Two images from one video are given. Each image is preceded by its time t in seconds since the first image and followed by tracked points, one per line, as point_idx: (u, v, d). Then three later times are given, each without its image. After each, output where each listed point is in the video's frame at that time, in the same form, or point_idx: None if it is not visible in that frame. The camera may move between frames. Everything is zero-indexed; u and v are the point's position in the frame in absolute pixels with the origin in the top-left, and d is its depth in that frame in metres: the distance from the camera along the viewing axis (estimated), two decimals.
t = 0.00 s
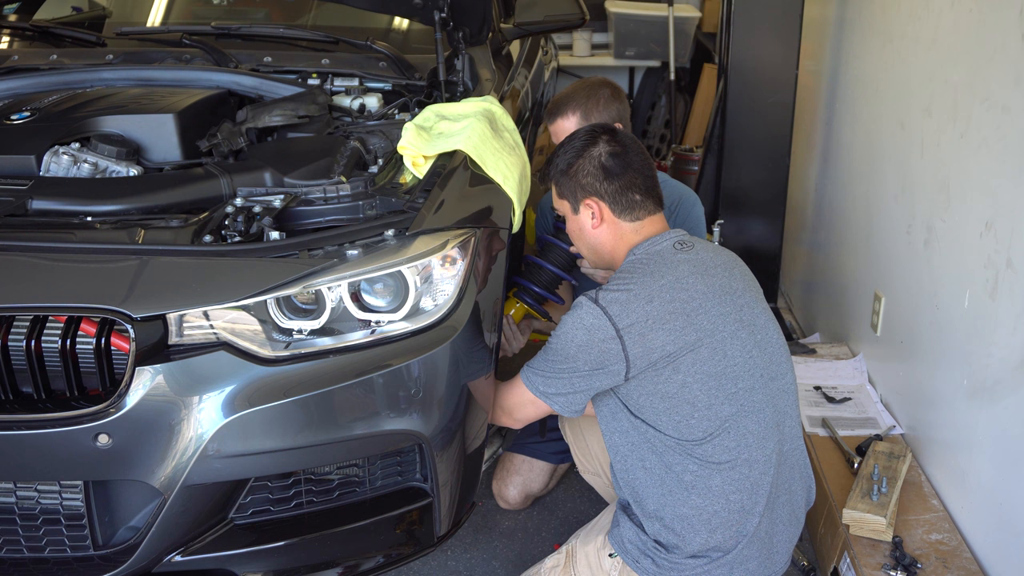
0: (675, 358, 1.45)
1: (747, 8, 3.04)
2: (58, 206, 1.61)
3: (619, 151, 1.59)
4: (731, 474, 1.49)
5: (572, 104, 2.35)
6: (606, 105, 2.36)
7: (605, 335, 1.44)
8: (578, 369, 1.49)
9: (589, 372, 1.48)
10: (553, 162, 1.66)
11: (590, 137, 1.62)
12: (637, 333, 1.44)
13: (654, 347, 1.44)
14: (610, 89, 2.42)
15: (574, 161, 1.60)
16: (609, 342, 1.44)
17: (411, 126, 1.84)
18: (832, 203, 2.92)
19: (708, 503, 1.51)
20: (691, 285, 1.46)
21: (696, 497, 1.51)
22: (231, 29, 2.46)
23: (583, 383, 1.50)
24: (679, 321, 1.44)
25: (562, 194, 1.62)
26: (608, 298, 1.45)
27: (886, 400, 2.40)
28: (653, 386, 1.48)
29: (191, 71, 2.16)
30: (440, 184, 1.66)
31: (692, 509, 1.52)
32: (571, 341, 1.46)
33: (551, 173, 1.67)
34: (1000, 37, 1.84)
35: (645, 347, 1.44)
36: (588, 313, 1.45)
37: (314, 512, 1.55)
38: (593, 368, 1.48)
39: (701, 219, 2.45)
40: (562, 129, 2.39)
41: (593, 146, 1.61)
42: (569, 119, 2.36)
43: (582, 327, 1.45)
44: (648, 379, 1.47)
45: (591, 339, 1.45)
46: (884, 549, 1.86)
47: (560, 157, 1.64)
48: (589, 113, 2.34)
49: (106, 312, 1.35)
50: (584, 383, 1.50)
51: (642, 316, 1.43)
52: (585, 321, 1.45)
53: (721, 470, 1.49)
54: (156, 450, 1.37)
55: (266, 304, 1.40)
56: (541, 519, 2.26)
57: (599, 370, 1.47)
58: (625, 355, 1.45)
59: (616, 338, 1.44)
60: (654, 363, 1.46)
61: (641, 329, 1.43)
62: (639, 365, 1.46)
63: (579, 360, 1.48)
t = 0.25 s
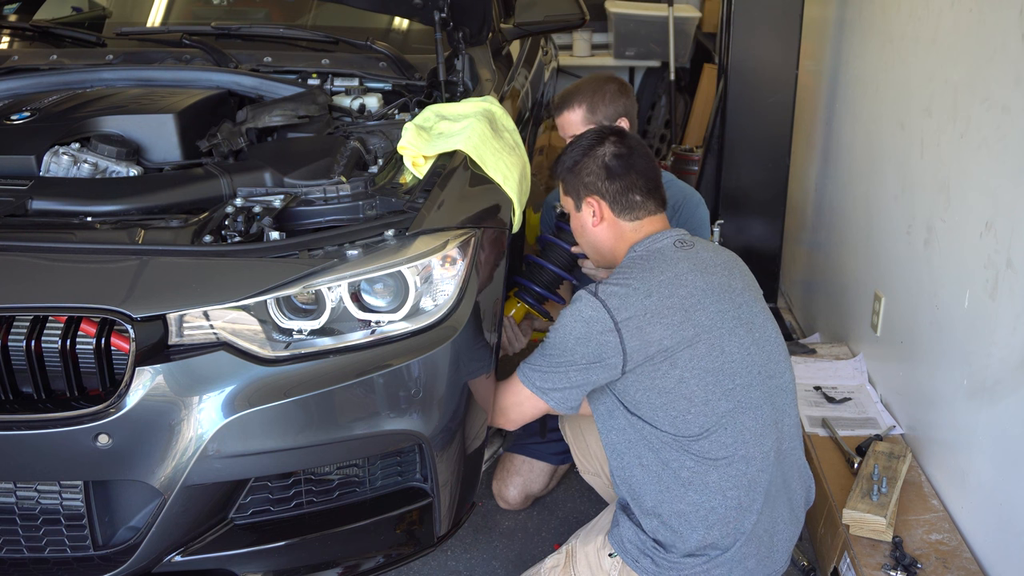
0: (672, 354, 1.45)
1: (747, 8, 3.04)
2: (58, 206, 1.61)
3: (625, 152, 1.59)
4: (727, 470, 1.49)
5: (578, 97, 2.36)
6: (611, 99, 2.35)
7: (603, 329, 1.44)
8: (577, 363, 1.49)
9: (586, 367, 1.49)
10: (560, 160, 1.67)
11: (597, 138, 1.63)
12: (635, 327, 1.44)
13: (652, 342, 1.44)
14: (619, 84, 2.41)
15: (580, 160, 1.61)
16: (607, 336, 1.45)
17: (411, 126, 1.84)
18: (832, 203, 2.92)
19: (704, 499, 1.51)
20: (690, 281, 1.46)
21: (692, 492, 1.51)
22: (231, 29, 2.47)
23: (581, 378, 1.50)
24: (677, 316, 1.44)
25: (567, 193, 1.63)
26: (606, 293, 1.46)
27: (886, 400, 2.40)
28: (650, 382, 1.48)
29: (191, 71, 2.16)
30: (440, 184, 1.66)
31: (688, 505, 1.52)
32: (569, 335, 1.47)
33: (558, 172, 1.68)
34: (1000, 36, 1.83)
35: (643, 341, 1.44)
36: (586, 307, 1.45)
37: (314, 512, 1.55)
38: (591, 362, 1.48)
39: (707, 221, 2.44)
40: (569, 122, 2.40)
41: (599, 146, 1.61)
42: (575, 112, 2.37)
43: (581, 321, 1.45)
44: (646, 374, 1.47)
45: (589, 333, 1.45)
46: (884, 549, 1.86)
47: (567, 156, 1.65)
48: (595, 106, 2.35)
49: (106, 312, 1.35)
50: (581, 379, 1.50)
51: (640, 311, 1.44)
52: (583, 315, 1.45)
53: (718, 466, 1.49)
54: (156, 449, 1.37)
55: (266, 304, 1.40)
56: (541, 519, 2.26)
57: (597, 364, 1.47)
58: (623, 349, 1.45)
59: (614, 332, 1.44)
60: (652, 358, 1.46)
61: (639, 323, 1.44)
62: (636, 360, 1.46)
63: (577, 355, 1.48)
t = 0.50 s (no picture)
0: (663, 343, 1.45)
1: (747, 8, 3.04)
2: (59, 206, 1.61)
3: (631, 155, 1.59)
4: (717, 460, 1.49)
5: (582, 92, 2.36)
6: (615, 95, 2.35)
7: (594, 318, 1.46)
8: (569, 353, 1.49)
9: (579, 357, 1.49)
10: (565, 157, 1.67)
11: (604, 139, 1.63)
12: (626, 316, 1.45)
13: (642, 330, 1.45)
14: (624, 83, 2.41)
15: (585, 160, 1.61)
16: (599, 324, 1.46)
17: (411, 126, 1.84)
18: (832, 203, 2.92)
19: (695, 490, 1.51)
20: (682, 273, 1.48)
21: (683, 484, 1.51)
22: (230, 29, 2.47)
23: (575, 370, 1.50)
24: (667, 306, 1.45)
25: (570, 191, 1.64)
26: (599, 284, 1.47)
27: (886, 400, 2.40)
28: (642, 372, 1.48)
29: (191, 71, 2.16)
30: (440, 184, 1.67)
31: (680, 496, 1.52)
32: (563, 326, 1.48)
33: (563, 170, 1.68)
34: (1000, 36, 1.83)
35: (634, 329, 1.45)
36: (579, 297, 1.47)
37: (314, 512, 1.55)
38: (584, 353, 1.48)
39: (709, 220, 2.43)
40: (572, 118, 2.39)
41: (606, 147, 1.61)
42: (579, 107, 2.37)
43: (574, 311, 1.47)
44: (638, 364, 1.48)
45: (581, 322, 1.47)
46: (884, 549, 1.86)
47: (572, 154, 1.65)
48: (598, 101, 2.34)
49: (106, 312, 1.35)
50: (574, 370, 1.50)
51: (631, 300, 1.45)
52: (576, 303, 1.47)
53: (708, 457, 1.49)
54: (156, 449, 1.37)
55: (267, 304, 1.40)
56: (541, 519, 2.26)
57: (590, 354, 1.48)
58: (614, 338, 1.46)
59: (605, 320, 1.45)
60: (642, 347, 1.47)
61: (629, 312, 1.45)
62: (628, 350, 1.47)
63: (570, 346, 1.49)
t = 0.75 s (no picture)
0: (664, 338, 1.45)
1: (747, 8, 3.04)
2: (58, 206, 1.61)
3: (636, 153, 1.60)
4: (716, 455, 1.49)
5: (582, 92, 2.37)
6: (616, 95, 2.34)
7: (597, 312, 1.45)
8: (570, 347, 1.49)
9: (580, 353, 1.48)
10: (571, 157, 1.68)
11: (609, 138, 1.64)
12: (627, 311, 1.45)
13: (643, 325, 1.45)
14: (626, 82, 2.41)
15: (591, 158, 1.62)
16: (601, 319, 1.46)
17: (411, 126, 1.84)
18: (832, 203, 2.92)
19: (695, 485, 1.51)
20: (683, 270, 1.48)
21: (683, 479, 1.51)
22: (230, 29, 2.47)
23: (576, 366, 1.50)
24: (668, 301, 1.45)
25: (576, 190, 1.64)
26: (601, 279, 1.47)
27: (886, 400, 2.40)
28: (643, 367, 1.47)
29: (191, 71, 2.16)
30: (440, 184, 1.67)
31: (679, 491, 1.52)
32: (565, 321, 1.47)
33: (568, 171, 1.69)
34: (1000, 36, 1.83)
35: (636, 324, 1.45)
36: (581, 292, 1.47)
37: (315, 512, 1.55)
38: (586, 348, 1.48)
39: (710, 218, 2.41)
40: (572, 117, 2.39)
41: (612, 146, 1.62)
42: (579, 106, 2.37)
43: (577, 305, 1.46)
44: (639, 359, 1.47)
45: (584, 316, 1.46)
46: (884, 549, 1.86)
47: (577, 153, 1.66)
48: (598, 100, 2.34)
49: (106, 312, 1.35)
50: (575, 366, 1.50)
51: (633, 295, 1.45)
52: (579, 298, 1.46)
53: (707, 452, 1.49)
54: (156, 449, 1.37)
55: (266, 304, 1.40)
56: (541, 519, 2.26)
57: (592, 349, 1.47)
58: (616, 332, 1.46)
59: (607, 315, 1.45)
60: (644, 342, 1.46)
61: (631, 307, 1.45)
62: (629, 344, 1.47)
63: (571, 341, 1.48)
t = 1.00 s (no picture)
0: (672, 339, 1.45)
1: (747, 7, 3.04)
2: (58, 206, 1.61)
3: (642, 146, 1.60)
4: (721, 456, 1.49)
5: (582, 91, 2.37)
6: (616, 94, 2.35)
7: (606, 313, 1.45)
8: (577, 347, 1.48)
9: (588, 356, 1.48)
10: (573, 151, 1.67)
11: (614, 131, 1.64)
12: (636, 312, 1.45)
13: (650, 325, 1.45)
14: (626, 82, 2.41)
15: (596, 151, 1.61)
16: (610, 319, 1.45)
17: (411, 126, 1.84)
18: (832, 203, 2.92)
19: (698, 486, 1.50)
20: (690, 270, 1.48)
21: (687, 479, 1.51)
22: (230, 29, 2.47)
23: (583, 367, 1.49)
24: (675, 301, 1.45)
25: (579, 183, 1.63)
26: (609, 279, 1.47)
27: (886, 401, 2.40)
28: (651, 367, 1.47)
29: (191, 71, 2.16)
30: (440, 184, 1.67)
31: (682, 492, 1.51)
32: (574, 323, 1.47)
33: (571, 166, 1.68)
34: (1001, 36, 1.83)
35: (645, 324, 1.45)
36: (589, 292, 1.46)
37: (315, 512, 1.55)
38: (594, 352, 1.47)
39: (711, 220, 2.43)
40: (573, 117, 2.40)
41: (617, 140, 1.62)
42: (579, 105, 2.37)
43: (586, 307, 1.46)
44: (646, 360, 1.47)
45: (592, 318, 1.46)
46: (884, 549, 1.86)
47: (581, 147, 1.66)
48: (598, 99, 2.34)
49: (106, 312, 1.35)
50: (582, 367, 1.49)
51: (641, 295, 1.45)
52: (587, 299, 1.46)
53: (711, 453, 1.49)
54: (156, 449, 1.37)
55: (267, 304, 1.40)
56: (541, 519, 2.26)
57: (600, 350, 1.46)
58: (625, 333, 1.45)
59: (616, 316, 1.45)
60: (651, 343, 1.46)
61: (640, 308, 1.45)
62: (637, 345, 1.46)
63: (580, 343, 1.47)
